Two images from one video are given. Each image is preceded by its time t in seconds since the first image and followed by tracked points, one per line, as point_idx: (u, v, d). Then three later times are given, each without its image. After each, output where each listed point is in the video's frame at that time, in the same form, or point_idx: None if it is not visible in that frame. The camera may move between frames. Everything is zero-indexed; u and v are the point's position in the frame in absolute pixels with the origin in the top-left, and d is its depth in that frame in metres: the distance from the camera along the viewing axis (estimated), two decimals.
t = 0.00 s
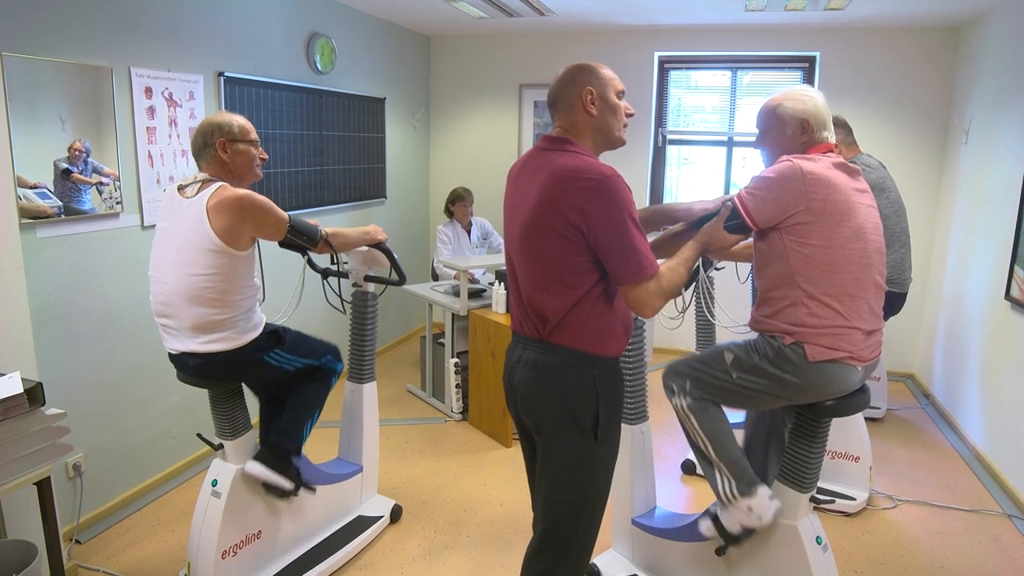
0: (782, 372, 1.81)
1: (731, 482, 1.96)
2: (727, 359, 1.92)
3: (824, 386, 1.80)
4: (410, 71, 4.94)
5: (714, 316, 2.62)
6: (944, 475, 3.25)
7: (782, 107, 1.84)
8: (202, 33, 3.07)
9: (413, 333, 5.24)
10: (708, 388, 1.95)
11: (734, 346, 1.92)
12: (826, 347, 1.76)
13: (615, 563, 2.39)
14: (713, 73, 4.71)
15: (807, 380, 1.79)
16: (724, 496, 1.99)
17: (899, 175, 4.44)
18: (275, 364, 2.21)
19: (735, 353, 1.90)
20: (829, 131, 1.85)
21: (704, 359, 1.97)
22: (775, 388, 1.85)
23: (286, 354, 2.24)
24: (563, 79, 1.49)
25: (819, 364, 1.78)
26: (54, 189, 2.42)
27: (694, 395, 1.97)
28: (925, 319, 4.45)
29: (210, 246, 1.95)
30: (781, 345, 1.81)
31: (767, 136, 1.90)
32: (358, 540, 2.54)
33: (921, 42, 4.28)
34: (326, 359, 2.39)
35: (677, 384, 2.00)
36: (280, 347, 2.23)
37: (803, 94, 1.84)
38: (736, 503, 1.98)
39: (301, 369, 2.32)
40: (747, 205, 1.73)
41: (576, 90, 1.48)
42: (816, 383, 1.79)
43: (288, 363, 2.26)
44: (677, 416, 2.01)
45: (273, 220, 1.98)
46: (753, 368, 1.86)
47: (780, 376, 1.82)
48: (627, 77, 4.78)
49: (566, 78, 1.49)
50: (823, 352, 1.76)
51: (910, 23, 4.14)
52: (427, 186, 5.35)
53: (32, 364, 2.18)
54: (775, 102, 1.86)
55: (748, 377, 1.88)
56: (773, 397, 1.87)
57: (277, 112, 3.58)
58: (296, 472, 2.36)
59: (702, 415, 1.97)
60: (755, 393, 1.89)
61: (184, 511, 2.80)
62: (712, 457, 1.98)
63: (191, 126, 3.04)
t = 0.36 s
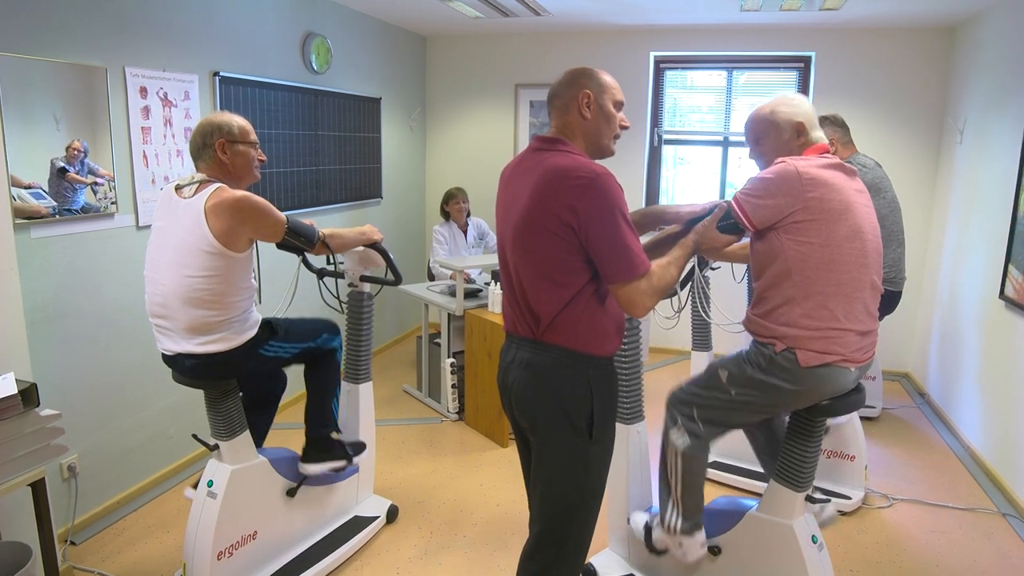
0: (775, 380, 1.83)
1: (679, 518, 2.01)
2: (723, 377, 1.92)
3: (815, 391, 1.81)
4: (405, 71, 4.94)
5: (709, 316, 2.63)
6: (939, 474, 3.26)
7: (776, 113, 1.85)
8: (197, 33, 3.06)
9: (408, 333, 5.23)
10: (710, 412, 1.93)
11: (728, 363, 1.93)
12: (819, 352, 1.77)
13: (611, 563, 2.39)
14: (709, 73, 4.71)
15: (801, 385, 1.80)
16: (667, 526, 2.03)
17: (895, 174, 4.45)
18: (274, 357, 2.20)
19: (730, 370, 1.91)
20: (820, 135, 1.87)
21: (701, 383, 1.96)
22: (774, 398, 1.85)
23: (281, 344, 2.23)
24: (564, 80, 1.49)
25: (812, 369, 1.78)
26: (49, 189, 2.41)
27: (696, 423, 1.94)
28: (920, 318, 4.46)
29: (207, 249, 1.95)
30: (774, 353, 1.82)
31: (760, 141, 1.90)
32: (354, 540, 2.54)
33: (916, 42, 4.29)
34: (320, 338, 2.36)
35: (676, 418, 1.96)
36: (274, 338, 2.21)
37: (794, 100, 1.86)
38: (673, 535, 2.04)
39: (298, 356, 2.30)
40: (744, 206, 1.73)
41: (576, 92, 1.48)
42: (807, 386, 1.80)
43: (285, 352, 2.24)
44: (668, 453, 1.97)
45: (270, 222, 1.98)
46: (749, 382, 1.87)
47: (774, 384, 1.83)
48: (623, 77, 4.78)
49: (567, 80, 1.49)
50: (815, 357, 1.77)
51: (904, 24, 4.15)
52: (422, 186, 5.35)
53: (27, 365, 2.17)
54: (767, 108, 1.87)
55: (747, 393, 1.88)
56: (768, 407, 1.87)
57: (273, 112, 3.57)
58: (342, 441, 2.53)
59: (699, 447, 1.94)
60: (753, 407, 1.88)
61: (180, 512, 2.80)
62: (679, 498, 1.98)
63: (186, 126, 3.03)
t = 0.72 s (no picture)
0: (773, 385, 1.83)
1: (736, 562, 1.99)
2: (726, 398, 1.94)
3: (809, 395, 1.81)
4: (401, 71, 4.93)
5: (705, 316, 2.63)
6: (934, 473, 3.27)
7: (777, 111, 1.85)
8: (192, 32, 3.05)
9: (404, 333, 5.23)
10: (726, 441, 1.95)
11: (727, 382, 1.95)
12: (814, 352, 1.78)
13: (607, 562, 2.39)
14: (704, 73, 4.71)
15: (795, 387, 1.80)
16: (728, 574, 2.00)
17: (890, 174, 4.46)
18: (256, 380, 2.15)
19: (730, 389, 1.93)
20: (823, 136, 1.86)
21: (708, 413, 1.99)
22: (777, 404, 1.85)
23: (270, 376, 2.19)
24: (553, 78, 1.50)
25: (807, 369, 1.79)
26: (43, 189, 2.40)
27: (716, 458, 1.96)
28: (915, 317, 4.47)
29: (199, 246, 1.94)
30: (770, 358, 1.83)
31: (761, 137, 1.90)
32: (350, 541, 2.54)
33: (911, 42, 4.30)
34: (304, 403, 2.32)
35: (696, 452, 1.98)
36: (266, 363, 2.18)
37: (799, 98, 1.85)
38: None
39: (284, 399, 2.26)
40: (739, 202, 1.73)
41: (565, 89, 1.48)
42: (801, 388, 1.80)
43: (271, 387, 2.21)
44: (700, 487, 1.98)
45: (263, 220, 1.97)
46: (750, 395, 1.88)
47: (773, 389, 1.83)
48: (619, 77, 4.79)
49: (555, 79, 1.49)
50: (811, 357, 1.78)
51: (899, 24, 4.16)
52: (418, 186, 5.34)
53: (21, 366, 2.17)
54: (770, 105, 1.87)
55: (753, 406, 1.89)
56: (778, 414, 1.87)
57: (268, 112, 3.56)
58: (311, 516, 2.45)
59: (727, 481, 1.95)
60: (763, 418, 1.89)
61: (175, 513, 2.79)
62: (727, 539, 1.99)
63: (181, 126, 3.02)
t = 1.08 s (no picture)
0: (768, 365, 1.83)
1: (696, 460, 1.96)
2: (718, 343, 1.90)
3: (809, 382, 1.81)
4: (397, 71, 4.93)
5: (701, 315, 2.64)
6: (929, 472, 3.29)
7: (773, 108, 1.85)
8: (187, 32, 3.04)
9: (401, 333, 5.23)
10: (693, 370, 1.95)
11: (727, 331, 1.90)
12: (815, 345, 1.78)
13: (604, 562, 2.39)
14: (700, 73, 4.72)
15: (794, 373, 1.80)
16: (687, 472, 1.98)
17: (885, 174, 4.47)
18: (262, 362, 2.19)
19: (727, 339, 1.89)
20: (818, 135, 1.86)
21: (695, 339, 1.95)
22: (758, 378, 1.86)
23: (273, 354, 2.23)
24: (553, 76, 1.49)
25: (807, 361, 1.79)
26: (37, 189, 2.39)
27: (678, 371, 1.97)
28: (910, 316, 4.49)
29: (194, 246, 1.94)
30: (769, 338, 1.82)
31: (754, 132, 1.90)
32: (346, 541, 2.54)
33: (906, 42, 4.32)
34: (314, 356, 2.38)
35: (663, 357, 2.00)
36: (267, 346, 2.21)
37: (796, 96, 1.84)
38: (698, 483, 1.97)
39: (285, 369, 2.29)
40: (736, 210, 1.75)
41: (566, 90, 1.48)
42: (800, 378, 1.80)
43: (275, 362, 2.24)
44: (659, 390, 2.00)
45: (259, 222, 1.98)
46: (739, 355, 1.86)
47: (766, 367, 1.83)
48: (615, 77, 4.79)
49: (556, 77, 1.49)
50: (811, 349, 1.78)
51: (894, 24, 4.18)
52: (414, 186, 5.34)
53: (16, 367, 2.16)
54: (767, 102, 1.86)
55: (736, 364, 1.87)
56: (754, 387, 1.88)
57: (264, 112, 3.56)
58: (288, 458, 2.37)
59: (684, 393, 1.96)
60: (740, 380, 1.89)
61: (170, 514, 2.78)
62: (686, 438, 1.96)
63: (177, 126, 3.02)
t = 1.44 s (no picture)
0: (760, 382, 1.84)
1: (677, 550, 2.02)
2: (718, 395, 1.94)
3: (804, 392, 1.82)
4: (393, 71, 4.92)
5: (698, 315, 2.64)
6: (924, 471, 3.30)
7: (767, 107, 1.85)
8: (182, 32, 3.03)
9: (397, 333, 5.22)
10: (720, 438, 1.94)
11: (720, 380, 1.95)
12: (803, 352, 1.78)
13: (600, 562, 2.39)
14: (697, 73, 4.72)
15: (787, 387, 1.82)
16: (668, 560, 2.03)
17: (880, 174, 4.48)
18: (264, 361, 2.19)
19: (722, 388, 1.93)
20: (814, 134, 1.84)
21: (699, 410, 1.99)
22: (768, 402, 1.85)
23: (269, 349, 2.20)
24: (565, 78, 1.46)
25: (796, 369, 1.80)
26: (32, 190, 2.38)
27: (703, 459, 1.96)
28: (906, 316, 4.50)
29: (192, 248, 1.93)
30: (759, 356, 1.84)
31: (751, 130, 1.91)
32: (343, 541, 2.53)
33: (901, 42, 4.33)
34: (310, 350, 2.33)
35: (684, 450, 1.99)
36: (263, 342, 2.19)
37: (791, 95, 1.84)
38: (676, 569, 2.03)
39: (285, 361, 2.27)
40: (727, 204, 1.75)
41: (579, 97, 1.47)
42: (795, 387, 1.81)
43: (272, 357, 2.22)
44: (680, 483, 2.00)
45: (258, 225, 1.98)
46: (739, 393, 1.88)
47: (760, 387, 1.84)
48: (611, 77, 4.80)
49: (571, 80, 1.46)
50: (800, 357, 1.78)
51: (890, 24, 4.19)
52: (410, 186, 5.33)
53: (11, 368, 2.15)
54: (762, 102, 1.87)
55: (743, 404, 1.88)
56: (761, 414, 1.88)
57: (259, 112, 3.55)
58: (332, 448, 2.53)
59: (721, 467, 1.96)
60: (748, 421, 1.90)
61: (166, 515, 2.78)
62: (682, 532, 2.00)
63: (172, 126, 3.01)
